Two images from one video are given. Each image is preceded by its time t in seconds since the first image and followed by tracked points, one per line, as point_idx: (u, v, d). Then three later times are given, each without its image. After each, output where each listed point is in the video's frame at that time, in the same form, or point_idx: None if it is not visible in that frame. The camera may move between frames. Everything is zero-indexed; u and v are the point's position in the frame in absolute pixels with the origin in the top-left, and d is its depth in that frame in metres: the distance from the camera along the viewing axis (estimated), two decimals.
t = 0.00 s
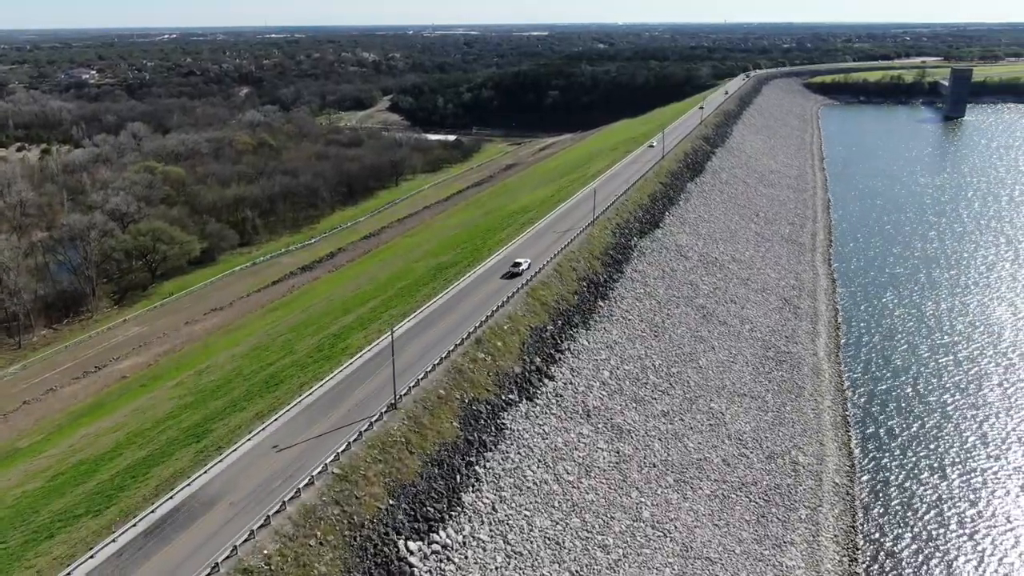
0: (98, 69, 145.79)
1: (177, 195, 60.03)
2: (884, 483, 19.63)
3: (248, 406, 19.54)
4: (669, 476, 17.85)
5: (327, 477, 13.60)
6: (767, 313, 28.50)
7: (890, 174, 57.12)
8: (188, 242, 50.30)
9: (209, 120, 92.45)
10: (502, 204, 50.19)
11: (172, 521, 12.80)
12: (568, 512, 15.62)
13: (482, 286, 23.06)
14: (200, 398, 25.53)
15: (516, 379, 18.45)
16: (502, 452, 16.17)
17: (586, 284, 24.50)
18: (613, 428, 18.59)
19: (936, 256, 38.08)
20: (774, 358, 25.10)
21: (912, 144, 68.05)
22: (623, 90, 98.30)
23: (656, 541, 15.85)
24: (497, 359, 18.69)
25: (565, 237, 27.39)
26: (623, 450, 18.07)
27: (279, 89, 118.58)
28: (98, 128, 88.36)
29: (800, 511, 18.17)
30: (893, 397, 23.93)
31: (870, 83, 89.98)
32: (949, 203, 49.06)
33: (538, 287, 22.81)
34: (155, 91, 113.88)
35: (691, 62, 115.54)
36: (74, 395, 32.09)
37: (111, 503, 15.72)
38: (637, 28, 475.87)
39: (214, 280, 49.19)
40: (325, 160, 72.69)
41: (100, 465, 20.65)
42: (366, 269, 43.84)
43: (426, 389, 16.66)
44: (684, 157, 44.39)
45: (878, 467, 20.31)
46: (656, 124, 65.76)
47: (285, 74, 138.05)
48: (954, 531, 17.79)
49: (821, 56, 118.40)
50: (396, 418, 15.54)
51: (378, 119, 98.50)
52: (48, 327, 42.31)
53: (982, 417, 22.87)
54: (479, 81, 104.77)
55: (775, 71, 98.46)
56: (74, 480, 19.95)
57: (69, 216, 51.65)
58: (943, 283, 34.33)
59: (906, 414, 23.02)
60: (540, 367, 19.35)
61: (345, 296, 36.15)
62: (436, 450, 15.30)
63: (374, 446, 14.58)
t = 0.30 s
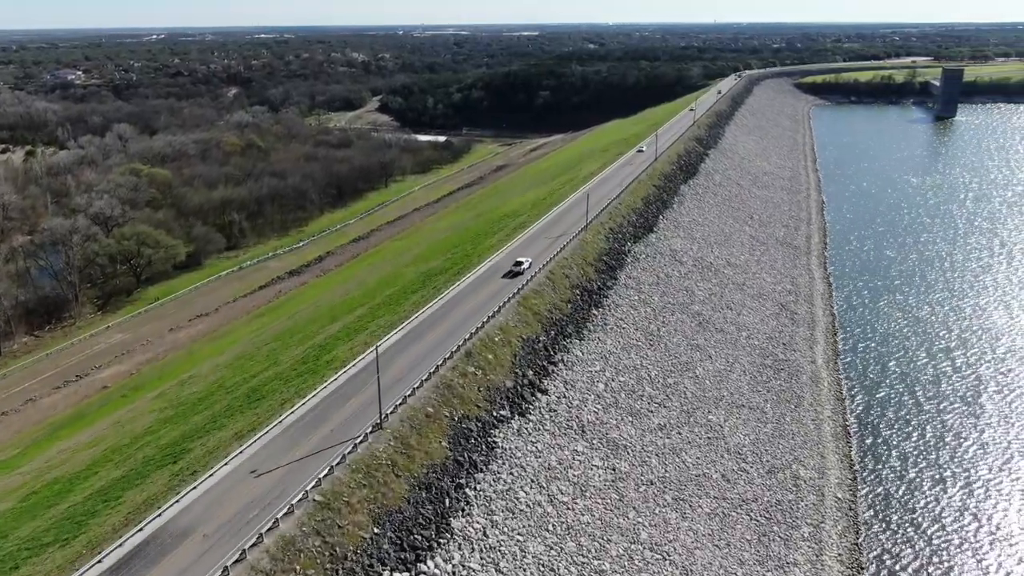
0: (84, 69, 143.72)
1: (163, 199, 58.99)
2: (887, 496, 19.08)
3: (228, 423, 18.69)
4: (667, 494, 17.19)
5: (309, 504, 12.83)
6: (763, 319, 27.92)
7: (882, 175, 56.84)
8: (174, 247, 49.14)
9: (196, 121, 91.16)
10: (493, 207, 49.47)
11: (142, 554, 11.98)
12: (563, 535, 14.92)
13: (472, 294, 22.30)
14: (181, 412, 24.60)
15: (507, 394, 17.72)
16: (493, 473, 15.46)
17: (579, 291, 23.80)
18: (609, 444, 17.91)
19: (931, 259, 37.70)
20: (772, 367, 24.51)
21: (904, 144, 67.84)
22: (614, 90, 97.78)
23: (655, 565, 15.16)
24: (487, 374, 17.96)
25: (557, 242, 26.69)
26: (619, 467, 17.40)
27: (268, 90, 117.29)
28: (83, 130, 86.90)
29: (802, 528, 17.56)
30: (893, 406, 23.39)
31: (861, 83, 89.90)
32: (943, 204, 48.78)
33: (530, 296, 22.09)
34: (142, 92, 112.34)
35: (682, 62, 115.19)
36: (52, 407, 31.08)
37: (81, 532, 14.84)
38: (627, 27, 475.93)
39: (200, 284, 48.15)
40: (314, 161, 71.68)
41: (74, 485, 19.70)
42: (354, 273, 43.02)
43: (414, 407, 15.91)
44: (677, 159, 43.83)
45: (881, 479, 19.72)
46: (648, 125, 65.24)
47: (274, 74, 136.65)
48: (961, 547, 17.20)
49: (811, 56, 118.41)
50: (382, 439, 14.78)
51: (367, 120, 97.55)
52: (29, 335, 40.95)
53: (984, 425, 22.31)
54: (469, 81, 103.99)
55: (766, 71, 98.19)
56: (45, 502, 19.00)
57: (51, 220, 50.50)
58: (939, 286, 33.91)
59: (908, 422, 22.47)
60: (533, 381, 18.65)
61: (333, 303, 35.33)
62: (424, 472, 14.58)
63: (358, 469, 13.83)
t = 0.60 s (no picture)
0: (71, 70, 141.92)
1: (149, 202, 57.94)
2: (892, 511, 18.49)
3: (206, 442, 17.83)
4: (666, 513, 16.52)
5: (290, 535, 12.06)
6: (761, 325, 27.36)
7: (876, 176, 56.51)
8: (160, 251, 48.12)
9: (184, 123, 89.93)
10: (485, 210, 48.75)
11: None
12: (558, 561, 14.21)
13: (461, 304, 21.54)
14: (160, 427, 23.68)
15: (499, 410, 17.01)
16: (485, 495, 14.73)
17: (573, 299, 23.08)
18: (605, 462, 17.23)
19: (928, 262, 37.28)
20: (771, 375, 23.93)
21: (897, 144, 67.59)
22: (605, 90, 97.23)
23: None
24: (478, 389, 17.22)
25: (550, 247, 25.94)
26: (616, 485, 16.71)
27: (257, 90, 116.09)
28: (68, 131, 85.57)
29: (805, 547, 16.92)
30: (896, 414, 22.83)
31: (852, 83, 89.76)
32: (938, 205, 48.48)
33: (522, 305, 21.34)
34: (129, 92, 110.91)
35: (674, 62, 114.84)
36: (29, 420, 30.06)
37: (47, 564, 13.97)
38: (618, 27, 476.77)
39: (185, 289, 47.14)
40: (302, 163, 70.70)
41: (45, 508, 18.78)
42: (344, 278, 42.20)
43: (401, 426, 15.15)
44: (671, 161, 43.27)
45: (885, 493, 19.14)
46: (640, 126, 64.70)
47: (263, 75, 135.36)
48: (970, 565, 16.61)
49: (802, 56, 118.37)
50: (367, 462, 14.03)
51: (357, 121, 96.58)
52: (11, 342, 39.77)
53: (988, 434, 21.78)
54: (460, 82, 103.21)
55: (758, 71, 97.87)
56: (14, 526, 18.07)
57: (34, 224, 49.41)
58: (936, 290, 33.46)
59: (910, 432, 21.92)
60: (526, 396, 17.91)
61: (320, 309, 34.49)
62: (412, 496, 13.83)
63: (342, 495, 13.08)
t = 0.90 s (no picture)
0: (57, 70, 140.09)
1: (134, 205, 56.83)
2: (897, 527, 17.92)
3: (183, 463, 17.01)
4: (665, 535, 15.84)
5: (268, 570, 11.34)
6: (757, 332, 26.76)
7: (868, 177, 56.18)
8: (144, 255, 47.03)
9: (172, 124, 88.61)
10: (475, 213, 48.01)
11: None
12: None
13: (450, 313, 20.80)
14: (138, 442, 22.75)
15: (489, 427, 16.29)
16: (475, 520, 14.00)
17: (566, 308, 22.40)
18: (601, 480, 16.55)
19: (924, 264, 36.85)
20: (769, 385, 23.32)
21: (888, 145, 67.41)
22: (597, 91, 96.66)
23: None
24: (468, 405, 16.50)
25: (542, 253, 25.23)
26: (612, 505, 16.02)
27: (245, 91, 114.84)
28: (53, 133, 84.15)
29: (810, 568, 16.26)
30: (897, 423, 22.30)
31: (844, 83, 89.59)
32: (931, 207, 48.14)
33: (514, 314, 20.61)
34: (116, 94, 109.45)
35: (665, 62, 114.36)
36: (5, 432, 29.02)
37: None
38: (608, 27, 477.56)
39: (170, 294, 46.12)
40: (291, 165, 69.67)
41: (14, 531, 17.86)
42: (332, 283, 41.37)
43: (387, 448, 14.41)
44: (664, 163, 42.71)
45: (889, 507, 18.58)
46: (632, 126, 64.13)
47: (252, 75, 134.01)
48: None
49: (792, 57, 118.30)
50: (350, 488, 13.29)
51: (346, 122, 95.57)
52: None
53: (991, 444, 21.25)
54: (450, 83, 102.41)
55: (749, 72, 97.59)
56: None
57: (15, 229, 48.23)
58: (933, 293, 32.99)
59: (913, 441, 21.36)
60: (518, 412, 17.20)
61: (307, 316, 33.65)
62: (398, 523, 13.09)
63: (324, 525, 12.33)
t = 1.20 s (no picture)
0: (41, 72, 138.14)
1: (118, 209, 55.67)
2: (900, 542, 17.35)
3: (156, 486, 16.16)
4: (663, 557, 15.15)
5: None
6: (753, 339, 26.18)
7: (860, 178, 55.90)
8: (127, 261, 45.89)
9: (157, 126, 87.28)
10: (465, 216, 47.24)
11: None
12: None
13: (438, 324, 20.04)
14: (114, 459, 21.86)
15: (478, 447, 15.55)
16: (463, 547, 13.26)
17: (557, 317, 21.69)
18: (596, 500, 15.85)
19: (918, 267, 36.48)
20: (767, 394, 22.75)
21: (879, 146, 67.21)
22: (586, 92, 96.13)
23: None
24: (456, 423, 15.75)
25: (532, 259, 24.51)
26: (608, 527, 15.32)
27: (233, 93, 113.44)
28: (36, 135, 82.63)
29: None
30: (897, 432, 21.74)
31: (833, 84, 89.55)
32: (924, 209, 47.86)
33: (504, 325, 19.87)
34: (101, 95, 107.82)
35: (655, 63, 114.04)
36: None
37: None
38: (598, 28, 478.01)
39: (154, 300, 45.08)
40: (278, 167, 68.64)
41: None
42: (319, 289, 40.50)
43: (370, 471, 13.66)
44: (655, 165, 42.17)
45: (893, 522, 17.98)
46: (623, 128, 63.57)
47: (239, 77, 132.59)
48: None
49: (782, 57, 118.26)
50: (331, 516, 12.52)
51: (335, 124, 94.56)
52: None
53: (993, 453, 20.75)
54: (439, 84, 101.60)
55: (739, 72, 97.40)
56: None
57: None
58: (929, 297, 32.57)
59: (914, 451, 20.83)
60: (509, 429, 16.48)
61: (292, 324, 32.80)
62: (383, 553, 12.35)
63: (303, 558, 11.58)
